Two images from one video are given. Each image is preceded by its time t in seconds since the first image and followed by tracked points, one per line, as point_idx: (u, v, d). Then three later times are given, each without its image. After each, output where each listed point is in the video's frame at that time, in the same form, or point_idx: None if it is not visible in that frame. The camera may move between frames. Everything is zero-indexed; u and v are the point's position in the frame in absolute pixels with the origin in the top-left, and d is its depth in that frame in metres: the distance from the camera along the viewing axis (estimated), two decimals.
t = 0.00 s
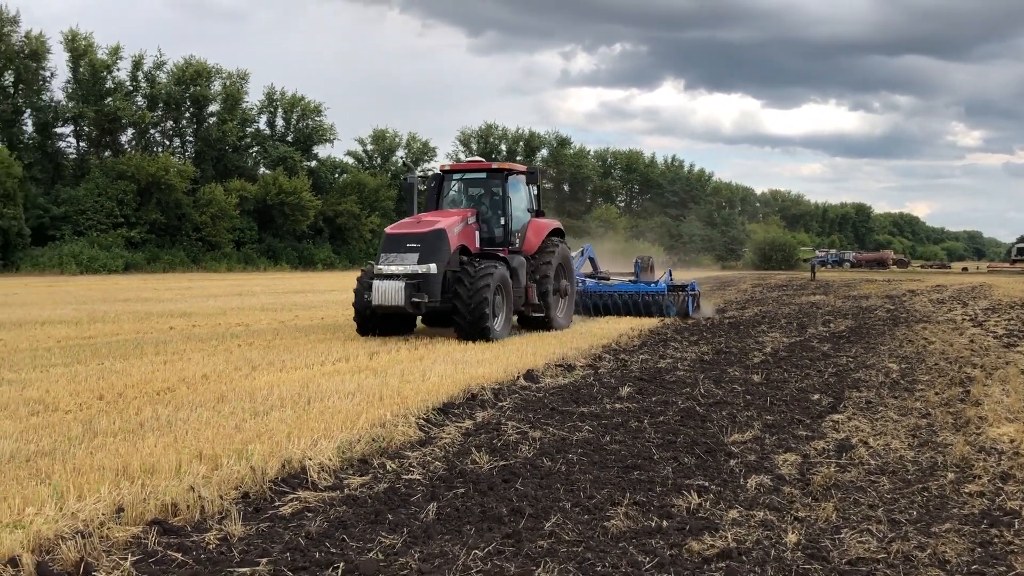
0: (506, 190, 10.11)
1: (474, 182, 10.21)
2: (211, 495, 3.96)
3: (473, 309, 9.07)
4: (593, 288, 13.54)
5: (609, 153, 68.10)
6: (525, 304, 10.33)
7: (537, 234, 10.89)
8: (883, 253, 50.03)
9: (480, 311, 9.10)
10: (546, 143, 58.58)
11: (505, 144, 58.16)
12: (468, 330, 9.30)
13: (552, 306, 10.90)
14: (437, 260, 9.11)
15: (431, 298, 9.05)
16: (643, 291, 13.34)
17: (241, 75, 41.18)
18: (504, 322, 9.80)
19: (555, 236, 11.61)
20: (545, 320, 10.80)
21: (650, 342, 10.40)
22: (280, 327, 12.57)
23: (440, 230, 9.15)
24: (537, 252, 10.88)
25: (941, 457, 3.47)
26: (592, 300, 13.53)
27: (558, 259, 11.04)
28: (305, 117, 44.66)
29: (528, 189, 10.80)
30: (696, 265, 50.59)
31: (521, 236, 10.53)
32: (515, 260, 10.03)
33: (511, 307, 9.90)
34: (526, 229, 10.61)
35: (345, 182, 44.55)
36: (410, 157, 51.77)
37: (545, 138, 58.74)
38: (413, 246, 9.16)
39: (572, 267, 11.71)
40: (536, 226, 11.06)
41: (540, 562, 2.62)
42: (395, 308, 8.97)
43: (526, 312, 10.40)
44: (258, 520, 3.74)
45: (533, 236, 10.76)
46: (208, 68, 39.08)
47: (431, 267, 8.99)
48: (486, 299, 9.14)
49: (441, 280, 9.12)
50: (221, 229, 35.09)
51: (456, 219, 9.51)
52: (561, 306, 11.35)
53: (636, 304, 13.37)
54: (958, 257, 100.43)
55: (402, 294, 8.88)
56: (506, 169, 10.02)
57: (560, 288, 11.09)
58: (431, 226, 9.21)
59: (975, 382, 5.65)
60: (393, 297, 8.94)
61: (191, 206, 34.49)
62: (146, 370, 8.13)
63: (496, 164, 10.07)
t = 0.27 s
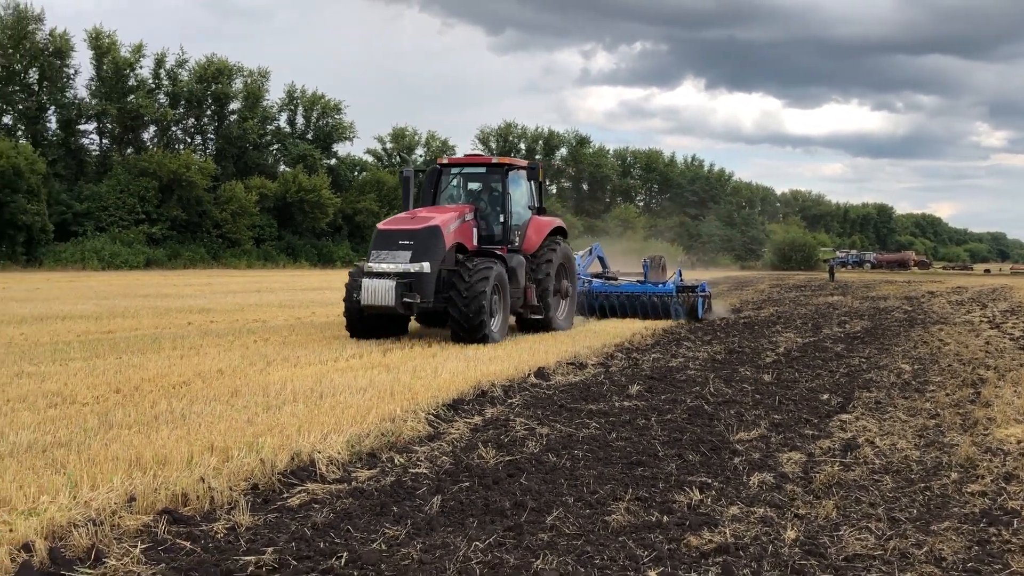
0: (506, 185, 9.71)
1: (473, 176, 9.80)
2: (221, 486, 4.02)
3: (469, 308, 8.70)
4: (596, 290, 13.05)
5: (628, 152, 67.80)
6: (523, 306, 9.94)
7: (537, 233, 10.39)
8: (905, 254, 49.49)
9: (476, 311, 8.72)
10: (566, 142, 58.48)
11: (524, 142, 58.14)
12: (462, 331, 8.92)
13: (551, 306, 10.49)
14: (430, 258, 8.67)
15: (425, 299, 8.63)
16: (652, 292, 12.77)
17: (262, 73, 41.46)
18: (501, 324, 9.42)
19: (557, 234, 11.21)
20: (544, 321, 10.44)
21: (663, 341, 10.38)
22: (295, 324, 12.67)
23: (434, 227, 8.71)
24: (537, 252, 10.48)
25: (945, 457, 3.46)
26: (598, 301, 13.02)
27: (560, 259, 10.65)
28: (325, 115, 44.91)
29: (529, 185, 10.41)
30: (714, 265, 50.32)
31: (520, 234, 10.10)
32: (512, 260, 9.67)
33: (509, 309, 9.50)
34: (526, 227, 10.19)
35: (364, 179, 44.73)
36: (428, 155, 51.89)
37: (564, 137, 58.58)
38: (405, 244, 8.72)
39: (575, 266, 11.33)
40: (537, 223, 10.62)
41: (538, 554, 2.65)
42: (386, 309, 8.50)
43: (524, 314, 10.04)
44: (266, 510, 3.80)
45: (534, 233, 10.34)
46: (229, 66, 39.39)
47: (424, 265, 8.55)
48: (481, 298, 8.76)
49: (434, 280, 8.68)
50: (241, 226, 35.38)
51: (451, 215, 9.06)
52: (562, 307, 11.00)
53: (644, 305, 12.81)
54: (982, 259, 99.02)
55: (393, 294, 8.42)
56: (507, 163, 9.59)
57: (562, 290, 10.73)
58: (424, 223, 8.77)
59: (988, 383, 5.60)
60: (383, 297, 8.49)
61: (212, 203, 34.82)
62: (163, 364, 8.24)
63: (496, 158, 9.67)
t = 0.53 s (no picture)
0: (502, 181, 9.40)
1: (467, 171, 9.48)
2: (234, 481, 4.09)
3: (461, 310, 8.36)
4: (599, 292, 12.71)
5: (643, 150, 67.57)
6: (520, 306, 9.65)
7: (534, 230, 10.05)
8: (922, 253, 49.07)
9: (468, 314, 8.38)
10: (580, 140, 58.37)
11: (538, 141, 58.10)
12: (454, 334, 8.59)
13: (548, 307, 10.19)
14: (422, 257, 8.33)
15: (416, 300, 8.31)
16: (655, 292, 12.42)
17: (278, 73, 41.70)
18: (497, 326, 9.10)
19: (555, 231, 10.91)
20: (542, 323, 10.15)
21: (675, 340, 10.38)
22: (309, 322, 12.78)
23: (427, 224, 8.38)
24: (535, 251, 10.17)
25: (951, 455, 3.47)
26: (601, 301, 12.61)
27: (558, 258, 10.38)
28: (341, 115, 45.11)
29: (525, 181, 10.09)
30: (729, 264, 50.14)
31: (517, 232, 9.77)
32: (508, 259, 9.38)
33: (504, 310, 9.15)
34: (523, 224, 9.87)
35: (379, 179, 44.87)
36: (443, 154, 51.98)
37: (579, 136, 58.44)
38: (396, 242, 8.41)
39: (575, 265, 11.06)
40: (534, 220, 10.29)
41: (545, 547, 2.69)
42: (374, 310, 8.18)
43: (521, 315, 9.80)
44: (279, 505, 3.86)
45: (531, 231, 10.02)
46: (246, 67, 39.65)
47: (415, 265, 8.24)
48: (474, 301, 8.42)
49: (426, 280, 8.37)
50: (257, 225, 35.64)
51: (445, 212, 8.72)
52: (561, 308, 10.75)
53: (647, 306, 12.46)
54: (1001, 258, 97.91)
55: (383, 295, 8.11)
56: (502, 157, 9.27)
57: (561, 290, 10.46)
58: (417, 220, 8.45)
59: (998, 382, 5.59)
60: (373, 298, 8.18)
61: (228, 203, 35.11)
62: (179, 362, 8.35)
63: (492, 152, 9.35)
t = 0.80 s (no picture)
0: (495, 175, 8.95)
1: (459, 166, 9.04)
2: (250, 473, 4.18)
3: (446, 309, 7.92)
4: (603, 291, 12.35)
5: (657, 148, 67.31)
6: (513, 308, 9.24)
7: (529, 227, 9.57)
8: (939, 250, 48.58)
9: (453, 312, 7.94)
10: (593, 138, 58.26)
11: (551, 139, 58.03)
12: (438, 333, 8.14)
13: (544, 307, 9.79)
14: (407, 255, 7.86)
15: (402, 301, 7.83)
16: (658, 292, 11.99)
17: (293, 72, 41.91)
18: (488, 329, 8.68)
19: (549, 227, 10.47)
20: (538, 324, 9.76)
21: (686, 337, 10.39)
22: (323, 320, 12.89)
23: (413, 220, 7.91)
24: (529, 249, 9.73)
25: (955, 449, 3.50)
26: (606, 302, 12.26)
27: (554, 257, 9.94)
28: (355, 114, 45.28)
29: (520, 175, 9.63)
30: (743, 261, 49.82)
31: (511, 229, 9.31)
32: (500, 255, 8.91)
33: (495, 309, 8.70)
34: (518, 220, 9.41)
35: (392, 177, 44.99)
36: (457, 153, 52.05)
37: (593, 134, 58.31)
38: (382, 239, 7.95)
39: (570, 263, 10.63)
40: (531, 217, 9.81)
41: (551, 537, 2.74)
42: (357, 312, 7.73)
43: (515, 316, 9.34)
44: (292, 497, 3.94)
45: (526, 228, 9.52)
46: (260, 66, 39.89)
47: (401, 264, 7.76)
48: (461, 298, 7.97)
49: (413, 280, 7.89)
50: (272, 224, 35.86)
51: (434, 208, 8.27)
52: (556, 308, 10.31)
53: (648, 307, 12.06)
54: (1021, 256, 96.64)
55: (366, 295, 7.64)
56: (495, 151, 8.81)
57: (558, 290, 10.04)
58: (403, 216, 7.98)
59: (1008, 378, 5.59)
60: (355, 299, 7.73)
61: (244, 202, 35.34)
62: (195, 359, 8.47)
63: (484, 146, 8.91)
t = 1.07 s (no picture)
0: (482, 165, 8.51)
1: (444, 156, 8.65)
2: (265, 462, 4.26)
3: (423, 308, 7.48)
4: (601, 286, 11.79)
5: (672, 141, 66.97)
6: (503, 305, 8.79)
7: (521, 219, 9.14)
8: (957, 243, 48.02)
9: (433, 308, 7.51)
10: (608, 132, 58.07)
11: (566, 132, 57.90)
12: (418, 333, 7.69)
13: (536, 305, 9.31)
14: (384, 250, 7.38)
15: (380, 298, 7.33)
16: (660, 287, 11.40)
17: (309, 67, 42.08)
18: (471, 329, 8.20)
19: (543, 219, 9.97)
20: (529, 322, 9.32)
21: (699, 331, 10.39)
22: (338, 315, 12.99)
23: (389, 214, 7.44)
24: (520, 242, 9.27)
25: (960, 440, 3.52)
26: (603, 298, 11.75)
27: (547, 250, 9.45)
28: (370, 109, 45.41)
29: (511, 165, 9.20)
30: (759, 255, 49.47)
31: (501, 222, 8.90)
32: (486, 251, 8.46)
33: (479, 309, 8.25)
34: (508, 212, 8.99)
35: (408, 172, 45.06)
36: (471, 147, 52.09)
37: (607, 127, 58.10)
38: (356, 234, 7.48)
39: (565, 256, 10.13)
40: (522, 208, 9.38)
41: (556, 524, 2.80)
42: (331, 310, 7.25)
43: (503, 314, 8.86)
44: (307, 485, 4.01)
45: (517, 220, 9.09)
46: (276, 62, 40.10)
47: (377, 258, 7.28)
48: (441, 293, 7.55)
49: (392, 276, 7.41)
50: (288, 219, 36.06)
51: (414, 201, 7.80)
52: (550, 304, 9.87)
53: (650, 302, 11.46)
54: None
55: (339, 292, 7.15)
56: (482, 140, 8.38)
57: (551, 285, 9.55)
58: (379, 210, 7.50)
59: (1019, 370, 5.59)
60: (327, 297, 7.23)
61: (260, 196, 35.57)
62: (212, 353, 8.59)
63: (469, 135, 8.49)
